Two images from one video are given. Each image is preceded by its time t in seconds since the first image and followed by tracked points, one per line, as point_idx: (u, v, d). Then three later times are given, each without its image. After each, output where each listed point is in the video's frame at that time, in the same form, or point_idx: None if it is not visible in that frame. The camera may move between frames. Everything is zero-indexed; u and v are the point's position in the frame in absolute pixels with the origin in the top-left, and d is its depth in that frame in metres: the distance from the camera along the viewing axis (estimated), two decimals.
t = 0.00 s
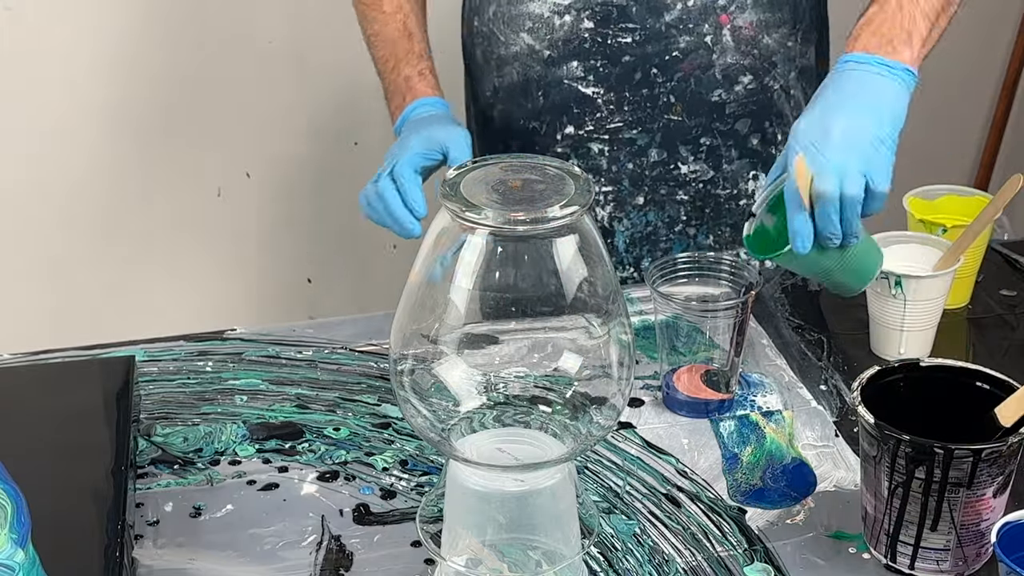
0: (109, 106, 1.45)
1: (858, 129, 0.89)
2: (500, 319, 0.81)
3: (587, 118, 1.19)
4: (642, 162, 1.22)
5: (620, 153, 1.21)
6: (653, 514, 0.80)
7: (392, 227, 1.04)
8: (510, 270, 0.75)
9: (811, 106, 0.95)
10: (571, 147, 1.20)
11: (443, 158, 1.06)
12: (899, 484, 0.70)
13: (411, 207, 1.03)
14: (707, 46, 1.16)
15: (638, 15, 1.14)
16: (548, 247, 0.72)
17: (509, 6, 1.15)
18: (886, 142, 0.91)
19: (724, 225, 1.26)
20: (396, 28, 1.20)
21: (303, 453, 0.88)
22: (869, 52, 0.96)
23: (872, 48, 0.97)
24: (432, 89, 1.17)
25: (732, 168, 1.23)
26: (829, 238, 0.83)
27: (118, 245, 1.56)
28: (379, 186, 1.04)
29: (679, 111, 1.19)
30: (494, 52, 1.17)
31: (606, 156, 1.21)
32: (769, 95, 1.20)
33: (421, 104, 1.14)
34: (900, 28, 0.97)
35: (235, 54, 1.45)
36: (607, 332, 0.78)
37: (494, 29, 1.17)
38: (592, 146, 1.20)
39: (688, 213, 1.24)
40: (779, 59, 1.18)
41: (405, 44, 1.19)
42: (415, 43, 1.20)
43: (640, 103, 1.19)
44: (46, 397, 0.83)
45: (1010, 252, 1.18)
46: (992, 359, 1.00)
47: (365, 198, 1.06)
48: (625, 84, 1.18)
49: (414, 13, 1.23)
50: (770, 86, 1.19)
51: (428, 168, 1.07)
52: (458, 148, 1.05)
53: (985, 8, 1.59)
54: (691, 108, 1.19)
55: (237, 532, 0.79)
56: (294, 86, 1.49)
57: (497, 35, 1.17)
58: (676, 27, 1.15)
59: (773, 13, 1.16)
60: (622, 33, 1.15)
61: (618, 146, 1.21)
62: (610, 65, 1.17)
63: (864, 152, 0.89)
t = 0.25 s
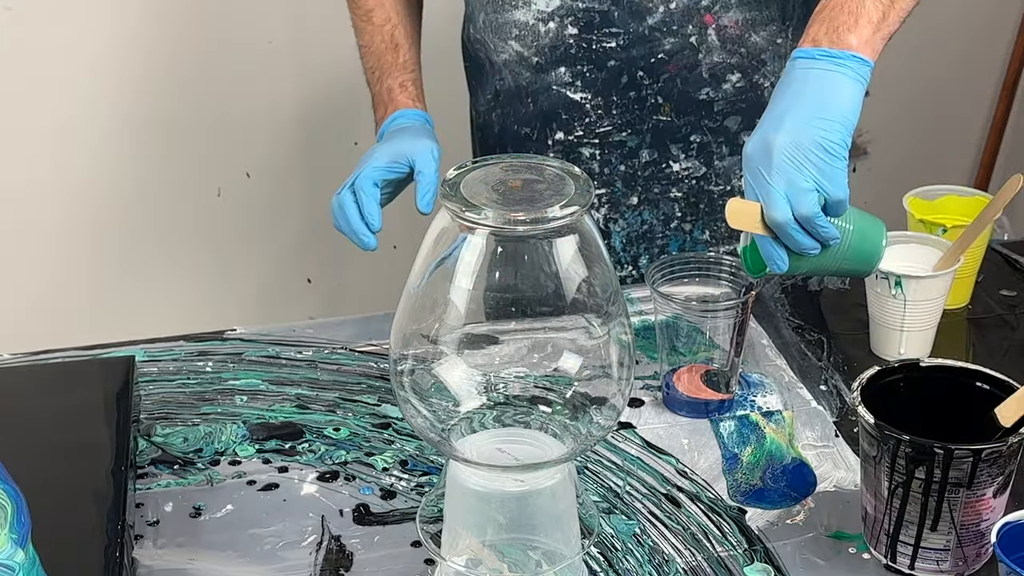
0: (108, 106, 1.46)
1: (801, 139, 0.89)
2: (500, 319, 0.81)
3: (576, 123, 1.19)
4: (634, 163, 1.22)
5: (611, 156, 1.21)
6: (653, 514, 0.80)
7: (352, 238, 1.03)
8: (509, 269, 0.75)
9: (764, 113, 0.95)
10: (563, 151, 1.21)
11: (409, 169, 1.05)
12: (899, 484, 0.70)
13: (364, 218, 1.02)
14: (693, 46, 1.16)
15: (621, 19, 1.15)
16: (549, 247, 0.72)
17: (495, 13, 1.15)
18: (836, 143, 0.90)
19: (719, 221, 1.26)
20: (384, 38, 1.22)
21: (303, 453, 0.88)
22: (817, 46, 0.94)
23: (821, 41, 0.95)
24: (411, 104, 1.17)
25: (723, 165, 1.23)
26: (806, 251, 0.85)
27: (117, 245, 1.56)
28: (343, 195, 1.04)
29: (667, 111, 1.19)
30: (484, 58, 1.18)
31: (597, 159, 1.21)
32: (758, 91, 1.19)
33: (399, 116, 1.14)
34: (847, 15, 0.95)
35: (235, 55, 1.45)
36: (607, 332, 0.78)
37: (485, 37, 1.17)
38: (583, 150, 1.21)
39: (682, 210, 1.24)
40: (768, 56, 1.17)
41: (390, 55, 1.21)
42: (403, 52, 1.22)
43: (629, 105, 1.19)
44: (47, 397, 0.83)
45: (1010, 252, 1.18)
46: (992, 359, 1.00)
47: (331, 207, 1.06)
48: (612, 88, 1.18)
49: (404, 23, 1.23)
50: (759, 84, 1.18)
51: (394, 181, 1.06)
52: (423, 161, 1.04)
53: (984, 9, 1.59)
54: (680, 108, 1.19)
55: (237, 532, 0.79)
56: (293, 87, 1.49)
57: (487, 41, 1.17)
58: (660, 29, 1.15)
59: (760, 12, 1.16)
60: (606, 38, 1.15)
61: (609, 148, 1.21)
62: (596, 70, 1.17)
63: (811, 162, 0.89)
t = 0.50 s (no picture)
0: (108, 106, 1.46)
1: (778, 141, 0.89)
2: (500, 319, 0.81)
3: (572, 123, 1.19)
4: (630, 163, 1.22)
5: (607, 155, 1.21)
6: (653, 514, 0.80)
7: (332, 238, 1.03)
8: (509, 270, 0.75)
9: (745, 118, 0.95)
10: (559, 151, 1.21)
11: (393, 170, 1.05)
12: (899, 484, 0.70)
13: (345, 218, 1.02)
14: (687, 46, 1.16)
15: (614, 19, 1.15)
16: (549, 247, 0.72)
17: (490, 14, 1.15)
18: (815, 142, 0.89)
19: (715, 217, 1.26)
20: (374, 41, 1.22)
21: (303, 453, 0.88)
22: (792, 45, 0.94)
23: (797, 39, 0.95)
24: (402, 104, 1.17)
25: (719, 163, 1.23)
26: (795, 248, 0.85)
27: (117, 245, 1.56)
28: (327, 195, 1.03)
29: (663, 110, 1.19)
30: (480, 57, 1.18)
31: (593, 159, 1.21)
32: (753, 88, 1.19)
33: (387, 117, 1.14)
34: (822, 11, 0.95)
35: (235, 55, 1.46)
36: (607, 332, 0.78)
37: (479, 38, 1.17)
38: (579, 150, 1.21)
39: (678, 208, 1.24)
40: (764, 55, 1.18)
41: (380, 57, 1.21)
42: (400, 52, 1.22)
43: (623, 105, 1.19)
44: (47, 397, 0.83)
45: (1010, 252, 1.18)
46: (991, 359, 1.00)
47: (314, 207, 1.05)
48: (607, 88, 1.18)
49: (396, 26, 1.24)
50: (754, 81, 1.18)
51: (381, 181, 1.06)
52: (408, 163, 1.04)
53: (984, 9, 1.59)
54: (675, 107, 1.19)
55: (237, 532, 0.79)
56: (293, 87, 1.49)
57: (482, 42, 1.17)
58: (655, 28, 1.15)
59: (754, 10, 1.16)
60: (601, 37, 1.15)
61: (605, 148, 1.21)
62: (591, 69, 1.17)
63: (790, 164, 0.88)
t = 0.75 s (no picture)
0: (108, 106, 1.46)
1: (779, 141, 0.89)
2: (500, 319, 0.81)
3: (570, 122, 1.19)
4: (630, 162, 1.22)
5: (606, 154, 1.21)
6: (653, 514, 0.80)
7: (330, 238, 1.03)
8: (509, 270, 0.75)
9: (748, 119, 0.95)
10: (558, 150, 1.21)
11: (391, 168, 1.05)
12: (899, 484, 0.70)
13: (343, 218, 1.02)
14: (686, 45, 1.16)
15: (613, 17, 1.14)
16: (549, 247, 0.72)
17: (489, 13, 1.15)
18: (816, 142, 0.89)
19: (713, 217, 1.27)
20: (373, 40, 1.22)
21: (303, 453, 0.88)
22: (792, 44, 0.94)
23: (795, 39, 0.95)
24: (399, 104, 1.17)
25: (718, 162, 1.23)
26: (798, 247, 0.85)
27: (117, 245, 1.56)
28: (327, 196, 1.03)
29: (662, 109, 1.19)
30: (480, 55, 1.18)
31: (592, 158, 1.21)
32: (752, 88, 1.19)
33: (386, 117, 1.13)
34: (822, 11, 0.94)
35: (236, 55, 1.46)
36: (607, 332, 0.78)
37: (479, 37, 1.17)
38: (578, 149, 1.21)
39: (678, 207, 1.25)
40: (762, 54, 1.18)
41: (379, 56, 1.21)
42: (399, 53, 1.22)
43: (622, 104, 1.19)
44: (47, 397, 0.83)
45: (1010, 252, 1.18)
46: (992, 359, 1.00)
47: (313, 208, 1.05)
48: (606, 87, 1.18)
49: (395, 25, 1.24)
50: (753, 80, 1.19)
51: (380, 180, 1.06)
52: (406, 161, 1.03)
53: (985, 9, 1.59)
54: (674, 106, 1.19)
55: (237, 532, 0.79)
56: (294, 87, 1.50)
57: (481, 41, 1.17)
58: (654, 28, 1.15)
59: (753, 10, 1.15)
60: (600, 36, 1.15)
61: (604, 147, 1.21)
62: (591, 68, 1.17)
63: (793, 164, 0.88)
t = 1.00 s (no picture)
0: (109, 106, 1.45)
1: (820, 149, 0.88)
2: (501, 319, 0.81)
3: (570, 120, 1.19)
4: (626, 164, 1.22)
5: (604, 155, 1.21)
6: (653, 514, 0.80)
7: (341, 230, 1.05)
8: (509, 269, 0.75)
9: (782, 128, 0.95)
10: (556, 149, 1.20)
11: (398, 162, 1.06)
12: (899, 484, 0.70)
13: (354, 210, 1.03)
14: (689, 48, 1.16)
15: (617, 16, 1.14)
16: (549, 247, 0.72)
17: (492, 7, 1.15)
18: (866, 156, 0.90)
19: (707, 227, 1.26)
20: (372, 30, 1.20)
21: (303, 453, 0.88)
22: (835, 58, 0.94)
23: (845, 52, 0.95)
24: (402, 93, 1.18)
25: (715, 168, 1.23)
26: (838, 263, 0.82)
27: (117, 245, 1.56)
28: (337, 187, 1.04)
29: (662, 112, 1.19)
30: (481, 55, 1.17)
31: (589, 158, 1.21)
32: (753, 94, 1.19)
33: (387, 109, 1.15)
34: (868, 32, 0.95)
35: (237, 55, 1.46)
36: (607, 332, 0.78)
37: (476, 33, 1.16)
38: (576, 148, 1.21)
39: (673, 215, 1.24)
40: (762, 59, 1.18)
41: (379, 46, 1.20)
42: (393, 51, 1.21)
43: (622, 104, 1.19)
44: (47, 397, 0.83)
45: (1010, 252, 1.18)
46: (992, 359, 1.00)
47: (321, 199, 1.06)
48: (606, 86, 1.18)
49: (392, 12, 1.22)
50: (753, 86, 1.19)
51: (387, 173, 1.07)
52: (417, 155, 1.05)
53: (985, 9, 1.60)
54: (675, 110, 1.19)
55: (237, 532, 0.79)
56: (294, 87, 1.50)
57: (482, 36, 1.16)
58: (657, 28, 1.15)
59: (754, 13, 1.16)
60: (602, 34, 1.15)
61: (602, 148, 1.21)
62: (591, 66, 1.17)
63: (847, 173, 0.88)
